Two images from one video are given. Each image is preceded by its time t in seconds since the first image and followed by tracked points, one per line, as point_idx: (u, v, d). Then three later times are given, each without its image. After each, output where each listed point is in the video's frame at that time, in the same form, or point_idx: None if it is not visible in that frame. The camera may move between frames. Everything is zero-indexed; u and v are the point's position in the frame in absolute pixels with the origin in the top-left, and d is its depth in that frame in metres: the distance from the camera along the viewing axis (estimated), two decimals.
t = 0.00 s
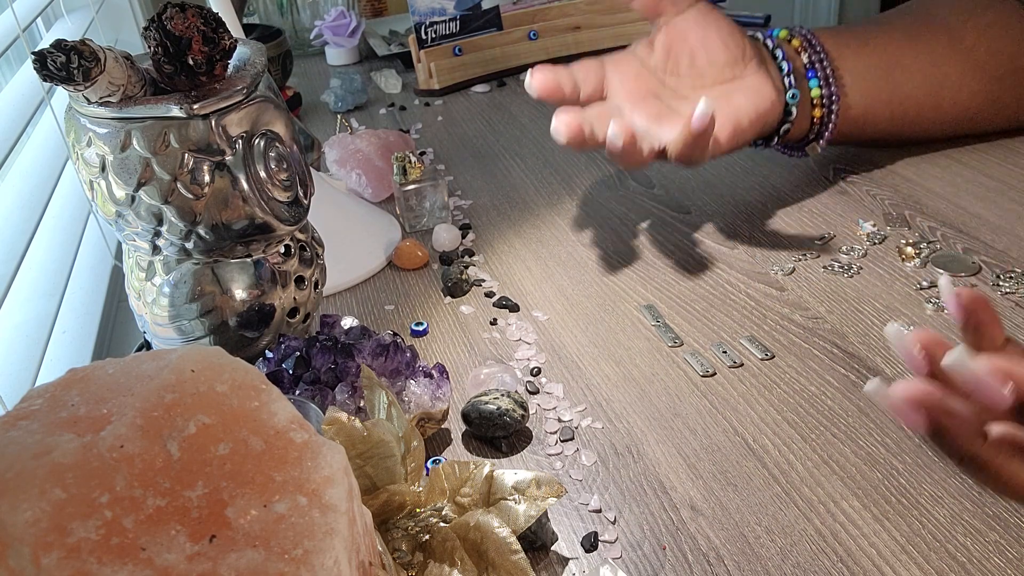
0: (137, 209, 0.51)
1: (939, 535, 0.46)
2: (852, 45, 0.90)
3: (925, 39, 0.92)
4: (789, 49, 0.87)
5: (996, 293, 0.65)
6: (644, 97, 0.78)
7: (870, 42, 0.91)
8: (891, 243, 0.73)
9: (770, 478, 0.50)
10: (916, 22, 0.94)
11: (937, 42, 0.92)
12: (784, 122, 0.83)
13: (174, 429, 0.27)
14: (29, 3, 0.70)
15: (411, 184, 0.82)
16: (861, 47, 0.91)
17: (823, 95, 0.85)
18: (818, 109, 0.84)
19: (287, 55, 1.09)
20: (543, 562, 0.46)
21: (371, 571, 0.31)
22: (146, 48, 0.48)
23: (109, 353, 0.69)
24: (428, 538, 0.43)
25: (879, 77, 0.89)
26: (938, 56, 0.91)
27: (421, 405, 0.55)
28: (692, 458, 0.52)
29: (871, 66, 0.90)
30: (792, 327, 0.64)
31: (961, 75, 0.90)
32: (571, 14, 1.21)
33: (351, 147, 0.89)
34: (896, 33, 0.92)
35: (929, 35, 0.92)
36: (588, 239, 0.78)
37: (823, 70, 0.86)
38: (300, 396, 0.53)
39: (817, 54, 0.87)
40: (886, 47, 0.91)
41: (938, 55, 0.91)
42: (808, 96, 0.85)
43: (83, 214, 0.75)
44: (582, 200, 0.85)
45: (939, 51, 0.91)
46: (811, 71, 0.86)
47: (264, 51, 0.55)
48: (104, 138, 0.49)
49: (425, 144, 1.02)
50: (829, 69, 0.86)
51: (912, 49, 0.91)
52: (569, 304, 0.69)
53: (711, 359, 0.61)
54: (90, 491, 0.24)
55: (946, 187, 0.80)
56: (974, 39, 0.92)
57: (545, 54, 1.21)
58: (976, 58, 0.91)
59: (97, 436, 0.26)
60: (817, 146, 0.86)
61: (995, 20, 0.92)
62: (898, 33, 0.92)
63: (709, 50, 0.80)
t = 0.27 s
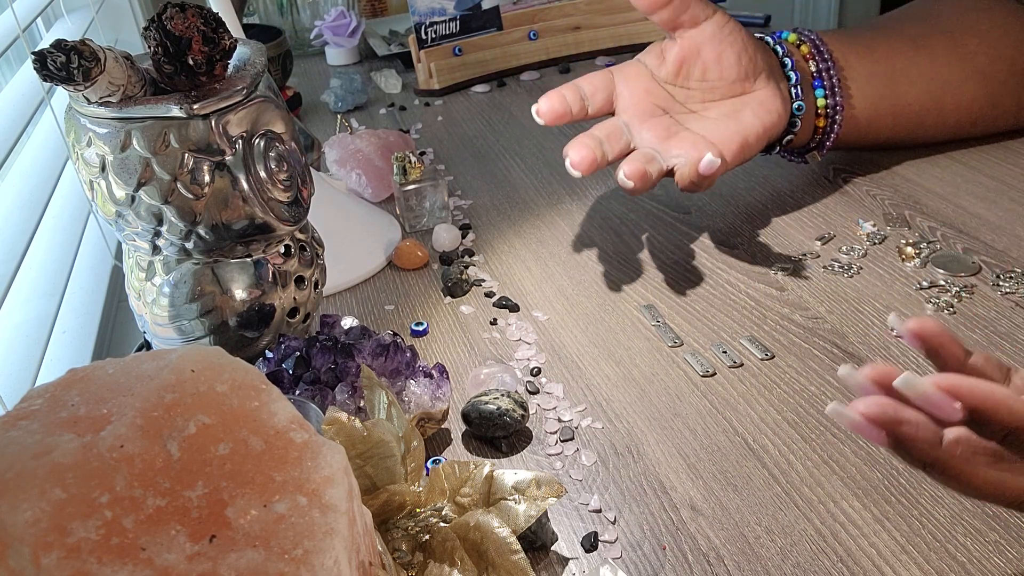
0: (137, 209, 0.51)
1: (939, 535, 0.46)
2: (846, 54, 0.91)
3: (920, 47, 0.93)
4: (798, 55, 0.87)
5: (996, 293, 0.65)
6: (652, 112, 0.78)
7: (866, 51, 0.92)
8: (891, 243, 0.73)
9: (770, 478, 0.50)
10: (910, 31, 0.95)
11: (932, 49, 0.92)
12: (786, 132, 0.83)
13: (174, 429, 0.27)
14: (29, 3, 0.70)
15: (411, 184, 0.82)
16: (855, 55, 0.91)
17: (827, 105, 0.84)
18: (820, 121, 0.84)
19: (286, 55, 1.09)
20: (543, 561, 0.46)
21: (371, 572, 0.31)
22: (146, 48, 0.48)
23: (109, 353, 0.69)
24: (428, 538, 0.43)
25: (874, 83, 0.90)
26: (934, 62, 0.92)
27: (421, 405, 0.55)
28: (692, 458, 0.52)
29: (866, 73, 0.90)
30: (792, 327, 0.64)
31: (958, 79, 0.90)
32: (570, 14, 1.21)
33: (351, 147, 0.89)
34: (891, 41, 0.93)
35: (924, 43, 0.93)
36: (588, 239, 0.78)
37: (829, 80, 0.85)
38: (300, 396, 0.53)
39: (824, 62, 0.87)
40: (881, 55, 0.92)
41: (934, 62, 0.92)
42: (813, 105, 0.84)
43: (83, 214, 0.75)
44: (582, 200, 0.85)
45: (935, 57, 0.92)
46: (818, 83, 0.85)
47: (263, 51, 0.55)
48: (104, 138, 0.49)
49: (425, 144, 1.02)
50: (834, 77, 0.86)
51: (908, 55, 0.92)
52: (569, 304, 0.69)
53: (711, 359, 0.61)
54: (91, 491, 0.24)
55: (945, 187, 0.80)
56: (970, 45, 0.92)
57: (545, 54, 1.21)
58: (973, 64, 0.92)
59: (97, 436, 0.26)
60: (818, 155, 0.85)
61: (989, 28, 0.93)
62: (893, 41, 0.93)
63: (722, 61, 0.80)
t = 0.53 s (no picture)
0: (137, 209, 0.51)
1: (939, 535, 0.46)
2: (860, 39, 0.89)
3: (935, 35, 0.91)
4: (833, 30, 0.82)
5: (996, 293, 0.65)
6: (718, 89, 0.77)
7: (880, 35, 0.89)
8: (890, 243, 0.73)
9: (771, 478, 0.50)
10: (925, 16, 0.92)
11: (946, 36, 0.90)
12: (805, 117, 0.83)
13: (174, 429, 0.27)
14: (29, 3, 0.70)
15: (411, 184, 0.82)
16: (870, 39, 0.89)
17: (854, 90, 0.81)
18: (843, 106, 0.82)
19: (286, 55, 1.09)
20: (543, 562, 0.46)
21: (371, 571, 0.31)
22: (146, 48, 0.48)
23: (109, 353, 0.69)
24: (428, 538, 0.43)
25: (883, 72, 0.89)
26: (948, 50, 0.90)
27: (421, 405, 0.55)
28: (692, 458, 0.52)
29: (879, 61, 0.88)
30: (792, 327, 0.64)
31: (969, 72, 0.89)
32: (570, 14, 1.21)
33: (351, 146, 0.89)
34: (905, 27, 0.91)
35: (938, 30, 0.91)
36: (588, 239, 0.78)
37: (861, 60, 0.81)
38: (300, 396, 0.53)
39: (855, 41, 0.82)
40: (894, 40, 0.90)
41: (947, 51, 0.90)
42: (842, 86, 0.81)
43: (83, 214, 0.75)
44: (582, 200, 0.85)
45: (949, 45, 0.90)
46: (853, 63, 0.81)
47: (263, 51, 0.55)
48: (104, 138, 0.49)
49: (425, 144, 1.02)
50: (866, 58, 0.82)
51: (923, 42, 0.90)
52: (569, 304, 0.69)
53: (711, 359, 0.61)
54: (90, 491, 0.24)
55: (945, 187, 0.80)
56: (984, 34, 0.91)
57: (545, 54, 1.21)
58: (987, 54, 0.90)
59: (97, 436, 0.26)
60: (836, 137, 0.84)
61: (1003, 17, 0.91)
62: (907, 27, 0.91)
63: (816, 30, 0.68)
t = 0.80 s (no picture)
0: (137, 209, 0.51)
1: (939, 534, 0.46)
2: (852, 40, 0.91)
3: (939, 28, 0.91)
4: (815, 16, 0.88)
5: (996, 293, 0.65)
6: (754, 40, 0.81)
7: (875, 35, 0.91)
8: (890, 243, 0.73)
9: (771, 478, 0.50)
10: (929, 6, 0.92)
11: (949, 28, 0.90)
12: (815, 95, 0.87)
13: (174, 429, 0.27)
14: (29, 3, 0.70)
15: (411, 184, 0.82)
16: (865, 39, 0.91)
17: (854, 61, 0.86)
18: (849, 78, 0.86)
19: (286, 55, 1.09)
20: (543, 561, 0.46)
21: (371, 571, 0.31)
22: (146, 48, 0.48)
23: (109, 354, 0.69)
24: (428, 538, 0.43)
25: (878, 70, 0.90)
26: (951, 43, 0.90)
27: (421, 405, 0.55)
28: (692, 458, 0.52)
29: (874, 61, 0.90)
30: (792, 327, 0.64)
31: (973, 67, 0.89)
32: (570, 14, 1.21)
33: (351, 146, 0.89)
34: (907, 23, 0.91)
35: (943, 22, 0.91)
36: (588, 239, 0.78)
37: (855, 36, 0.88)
38: (300, 396, 0.53)
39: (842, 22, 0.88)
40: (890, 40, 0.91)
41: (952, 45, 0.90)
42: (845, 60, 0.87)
43: (83, 214, 0.75)
44: (582, 200, 0.85)
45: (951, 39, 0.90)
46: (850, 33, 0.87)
47: (263, 51, 0.55)
48: (104, 138, 0.49)
49: (425, 144, 1.02)
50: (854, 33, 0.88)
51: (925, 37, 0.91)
52: (569, 304, 0.69)
53: (711, 359, 0.61)
54: (90, 491, 0.24)
55: (945, 187, 0.80)
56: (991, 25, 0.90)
57: (545, 54, 1.21)
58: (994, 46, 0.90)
59: (97, 436, 0.26)
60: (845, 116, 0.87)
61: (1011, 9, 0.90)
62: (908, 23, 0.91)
63: None
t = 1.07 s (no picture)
0: (137, 209, 0.51)
1: (938, 535, 0.46)
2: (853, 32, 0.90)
3: (932, 30, 0.92)
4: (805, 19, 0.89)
5: (996, 293, 0.65)
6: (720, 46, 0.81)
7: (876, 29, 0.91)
8: (890, 243, 0.73)
9: (771, 478, 0.50)
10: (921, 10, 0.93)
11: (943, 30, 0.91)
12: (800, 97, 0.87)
13: (174, 429, 0.27)
14: (29, 3, 0.70)
15: (411, 184, 0.82)
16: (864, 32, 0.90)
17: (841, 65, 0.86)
18: (836, 82, 0.86)
19: (286, 55, 1.09)
20: (543, 562, 0.46)
21: (371, 571, 0.31)
22: (146, 48, 0.48)
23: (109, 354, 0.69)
24: (428, 538, 0.43)
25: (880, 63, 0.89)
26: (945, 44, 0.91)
27: (421, 405, 0.55)
28: (692, 458, 0.52)
29: (874, 54, 0.89)
30: (792, 327, 0.64)
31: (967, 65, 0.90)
32: (570, 14, 1.22)
33: (351, 146, 0.89)
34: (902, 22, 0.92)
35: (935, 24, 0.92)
36: (588, 239, 0.78)
37: (841, 40, 0.87)
38: (300, 396, 0.53)
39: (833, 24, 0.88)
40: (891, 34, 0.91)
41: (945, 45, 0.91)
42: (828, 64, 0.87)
43: (83, 214, 0.75)
44: (582, 200, 0.85)
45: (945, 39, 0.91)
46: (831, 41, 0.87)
47: (263, 51, 0.55)
48: (104, 138, 0.49)
49: (425, 144, 1.02)
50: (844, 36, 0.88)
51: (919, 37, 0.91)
52: (569, 304, 0.69)
53: (711, 359, 0.61)
54: (90, 491, 0.24)
55: (945, 186, 0.80)
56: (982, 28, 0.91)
57: (545, 54, 1.21)
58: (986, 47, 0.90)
59: (97, 436, 0.26)
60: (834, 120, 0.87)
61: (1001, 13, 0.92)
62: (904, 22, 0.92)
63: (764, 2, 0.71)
